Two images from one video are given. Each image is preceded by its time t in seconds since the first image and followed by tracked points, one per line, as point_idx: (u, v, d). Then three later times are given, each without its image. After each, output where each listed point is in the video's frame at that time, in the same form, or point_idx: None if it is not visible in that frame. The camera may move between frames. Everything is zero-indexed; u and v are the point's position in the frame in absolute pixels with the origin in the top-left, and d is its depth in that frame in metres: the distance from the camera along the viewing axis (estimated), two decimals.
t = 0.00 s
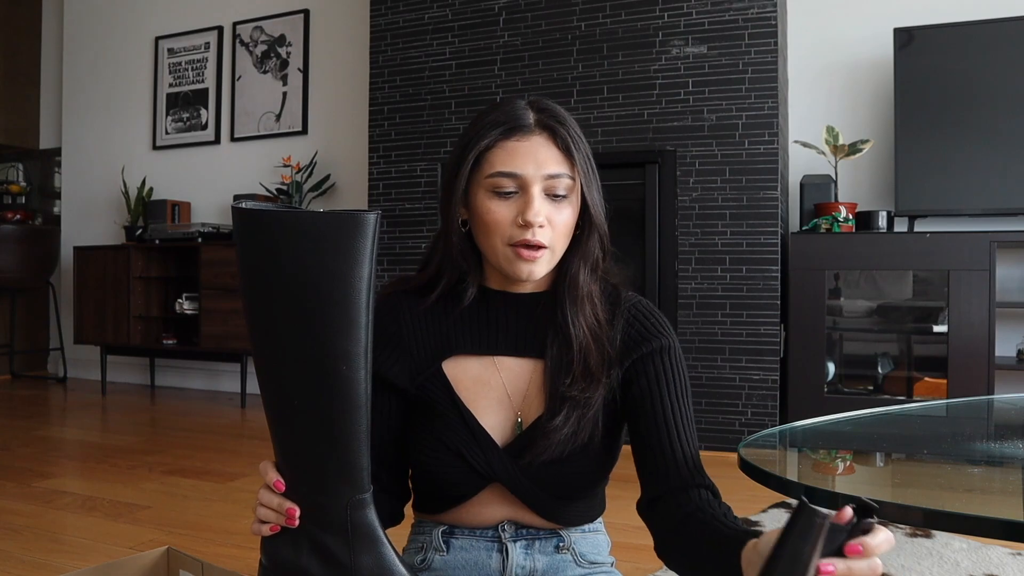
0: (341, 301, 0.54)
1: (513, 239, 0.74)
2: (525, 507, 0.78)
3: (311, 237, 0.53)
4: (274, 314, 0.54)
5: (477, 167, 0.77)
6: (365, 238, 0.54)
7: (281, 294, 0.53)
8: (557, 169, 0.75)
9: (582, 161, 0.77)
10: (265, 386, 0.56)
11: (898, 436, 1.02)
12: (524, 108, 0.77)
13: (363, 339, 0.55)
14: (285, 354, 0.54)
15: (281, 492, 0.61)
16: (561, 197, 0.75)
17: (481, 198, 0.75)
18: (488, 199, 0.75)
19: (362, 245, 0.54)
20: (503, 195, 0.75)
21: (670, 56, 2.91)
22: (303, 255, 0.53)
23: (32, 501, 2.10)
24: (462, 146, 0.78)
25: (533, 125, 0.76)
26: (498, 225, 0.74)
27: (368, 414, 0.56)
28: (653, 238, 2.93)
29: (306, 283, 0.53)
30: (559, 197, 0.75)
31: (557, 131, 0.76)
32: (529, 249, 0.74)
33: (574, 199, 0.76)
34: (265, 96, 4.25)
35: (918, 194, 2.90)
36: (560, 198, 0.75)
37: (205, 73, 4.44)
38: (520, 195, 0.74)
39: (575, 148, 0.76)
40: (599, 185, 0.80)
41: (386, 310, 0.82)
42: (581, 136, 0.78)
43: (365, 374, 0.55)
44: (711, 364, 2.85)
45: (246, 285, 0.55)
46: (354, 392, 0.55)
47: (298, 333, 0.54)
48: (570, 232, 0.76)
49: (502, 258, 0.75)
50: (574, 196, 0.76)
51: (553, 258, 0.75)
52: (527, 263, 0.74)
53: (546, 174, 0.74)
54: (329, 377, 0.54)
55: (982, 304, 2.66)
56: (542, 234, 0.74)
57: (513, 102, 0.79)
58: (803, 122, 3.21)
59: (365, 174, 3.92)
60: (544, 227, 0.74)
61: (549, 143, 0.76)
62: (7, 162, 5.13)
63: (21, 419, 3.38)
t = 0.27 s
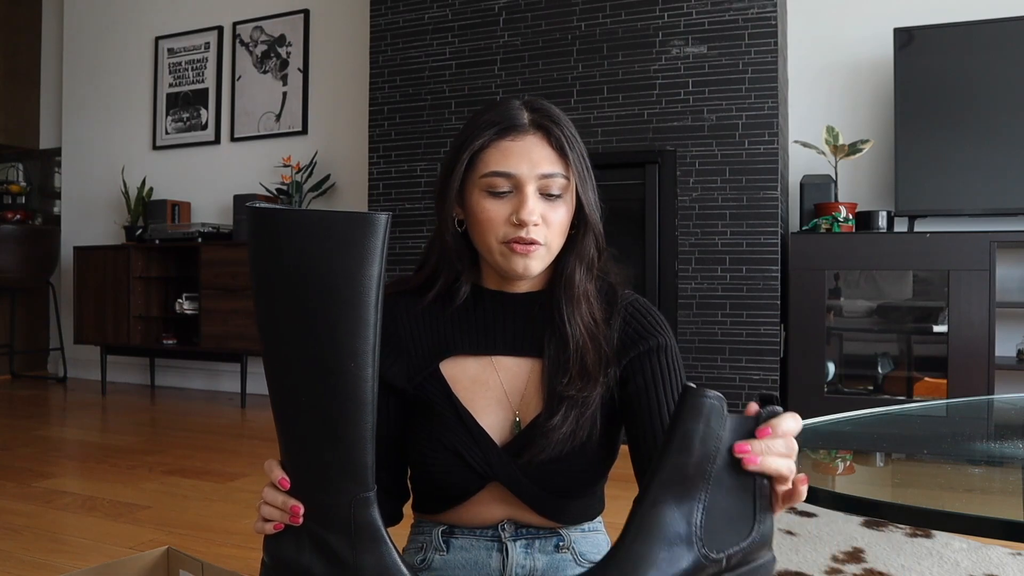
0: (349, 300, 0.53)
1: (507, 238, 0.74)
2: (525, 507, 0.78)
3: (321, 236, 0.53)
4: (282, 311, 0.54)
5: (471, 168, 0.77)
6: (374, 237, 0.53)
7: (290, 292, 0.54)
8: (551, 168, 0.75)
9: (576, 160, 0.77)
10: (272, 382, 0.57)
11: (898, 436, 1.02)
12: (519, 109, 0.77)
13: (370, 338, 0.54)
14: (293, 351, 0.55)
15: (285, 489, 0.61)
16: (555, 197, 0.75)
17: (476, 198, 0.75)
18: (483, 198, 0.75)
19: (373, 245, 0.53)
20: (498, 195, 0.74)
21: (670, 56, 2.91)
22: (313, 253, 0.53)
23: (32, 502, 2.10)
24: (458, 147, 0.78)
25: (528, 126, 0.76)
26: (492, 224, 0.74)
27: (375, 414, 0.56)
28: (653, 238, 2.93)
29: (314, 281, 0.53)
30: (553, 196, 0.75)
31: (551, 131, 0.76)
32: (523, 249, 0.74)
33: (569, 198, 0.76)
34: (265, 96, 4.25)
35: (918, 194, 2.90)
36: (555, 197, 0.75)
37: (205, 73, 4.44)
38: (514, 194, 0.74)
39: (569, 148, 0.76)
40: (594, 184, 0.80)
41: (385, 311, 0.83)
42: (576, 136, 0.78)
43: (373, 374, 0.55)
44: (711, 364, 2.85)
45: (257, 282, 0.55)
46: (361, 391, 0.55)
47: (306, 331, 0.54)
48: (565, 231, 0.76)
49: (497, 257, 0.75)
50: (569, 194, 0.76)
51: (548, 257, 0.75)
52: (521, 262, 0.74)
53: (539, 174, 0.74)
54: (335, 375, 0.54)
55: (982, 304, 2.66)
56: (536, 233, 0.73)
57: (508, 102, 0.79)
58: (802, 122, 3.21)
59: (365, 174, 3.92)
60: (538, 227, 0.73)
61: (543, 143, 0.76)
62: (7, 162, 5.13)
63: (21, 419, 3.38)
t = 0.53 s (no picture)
0: (350, 301, 0.53)
1: (503, 239, 0.74)
2: (526, 505, 0.78)
3: (324, 237, 0.53)
4: (286, 312, 0.54)
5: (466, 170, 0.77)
6: (375, 239, 0.54)
7: (293, 292, 0.53)
8: (545, 169, 0.75)
9: (570, 160, 0.77)
10: (274, 383, 0.56)
11: (898, 436, 1.02)
12: (512, 110, 0.77)
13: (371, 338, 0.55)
14: (294, 353, 0.54)
15: (286, 489, 0.61)
16: (550, 198, 0.75)
17: (471, 199, 0.75)
18: (478, 200, 0.75)
19: (373, 246, 0.54)
20: (493, 196, 0.74)
21: (670, 56, 2.91)
22: (316, 255, 0.53)
23: (32, 502, 2.11)
24: (452, 149, 0.78)
25: (521, 127, 0.76)
26: (487, 226, 0.74)
27: (375, 413, 0.56)
28: (653, 238, 2.93)
29: (318, 282, 0.53)
30: (548, 197, 0.75)
31: (545, 132, 0.76)
32: (519, 249, 0.74)
33: (564, 198, 0.76)
34: (265, 96, 4.25)
35: (918, 194, 2.90)
36: (550, 198, 0.75)
37: (205, 73, 4.44)
38: (509, 196, 0.74)
39: (563, 148, 0.76)
40: (589, 183, 0.80)
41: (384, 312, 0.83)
42: (570, 136, 0.78)
43: (374, 373, 0.55)
44: (711, 364, 2.85)
45: (260, 283, 0.55)
46: (362, 390, 0.55)
47: (305, 332, 0.54)
48: (561, 231, 0.76)
49: (493, 258, 0.75)
50: (564, 194, 0.76)
51: (544, 257, 0.75)
52: (517, 263, 0.74)
53: (534, 175, 0.74)
54: (337, 376, 0.54)
55: (982, 304, 2.66)
56: (532, 234, 0.73)
57: (502, 103, 0.79)
58: (802, 122, 3.21)
59: (365, 174, 3.92)
60: (534, 227, 0.73)
61: (538, 144, 0.76)
62: (8, 162, 5.13)
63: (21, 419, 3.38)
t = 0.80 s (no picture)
0: (353, 299, 0.53)
1: (503, 236, 0.74)
2: (526, 505, 0.78)
3: (328, 236, 0.53)
4: (290, 311, 0.54)
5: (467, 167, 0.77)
6: (378, 238, 0.54)
7: (297, 291, 0.53)
8: (546, 166, 0.74)
9: (571, 158, 0.77)
10: (276, 381, 0.56)
11: (898, 436, 1.02)
12: (513, 109, 0.78)
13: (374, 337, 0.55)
14: (297, 352, 0.54)
15: (287, 489, 0.60)
16: (551, 194, 0.74)
17: (471, 196, 0.75)
18: (479, 197, 0.74)
19: (375, 245, 0.54)
20: (494, 193, 0.74)
21: (670, 56, 2.91)
22: (320, 253, 0.53)
23: (32, 502, 2.11)
24: (452, 148, 0.78)
25: (522, 125, 0.76)
26: (487, 222, 0.74)
27: (377, 412, 0.57)
28: (653, 238, 2.93)
29: (321, 280, 0.53)
30: (549, 194, 0.74)
31: (546, 130, 0.76)
32: (520, 245, 0.73)
33: (565, 196, 0.76)
34: (265, 96, 4.25)
35: (918, 194, 2.90)
36: (551, 195, 0.75)
37: (205, 73, 4.44)
38: (510, 192, 0.74)
39: (564, 146, 0.76)
40: (590, 182, 0.80)
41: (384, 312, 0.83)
42: (571, 135, 0.78)
43: (376, 373, 0.55)
44: (710, 364, 2.85)
45: (262, 282, 0.55)
46: (364, 390, 0.55)
47: (307, 332, 0.54)
48: (562, 229, 0.76)
49: (494, 255, 0.74)
50: (565, 192, 0.76)
51: (544, 254, 0.75)
52: (518, 260, 0.73)
53: (534, 172, 0.74)
54: (341, 376, 0.54)
55: (982, 304, 2.66)
56: (532, 230, 0.73)
57: (503, 102, 0.79)
58: (802, 122, 3.21)
59: (365, 174, 3.92)
60: (535, 224, 0.73)
61: (539, 141, 0.76)
62: (8, 162, 5.13)
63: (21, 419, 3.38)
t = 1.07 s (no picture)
0: (352, 298, 0.54)
1: (500, 233, 0.74)
2: (525, 505, 0.78)
3: (328, 236, 0.53)
4: (292, 311, 0.54)
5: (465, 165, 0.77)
6: (379, 238, 0.54)
7: (297, 292, 0.53)
8: (544, 164, 0.75)
9: (570, 156, 0.77)
10: (276, 382, 0.56)
11: (898, 436, 1.02)
12: (511, 107, 0.78)
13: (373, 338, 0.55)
14: (299, 352, 0.54)
15: (287, 488, 0.60)
16: (548, 192, 0.75)
17: (469, 194, 0.75)
18: (476, 194, 0.75)
19: (375, 245, 0.54)
20: (491, 190, 0.75)
21: (670, 56, 2.91)
22: (320, 253, 0.53)
23: (32, 501, 2.10)
24: (450, 145, 0.78)
25: (520, 122, 0.77)
26: (484, 219, 0.74)
27: (376, 412, 0.57)
28: (653, 238, 2.93)
29: (320, 280, 0.53)
30: (546, 192, 0.75)
31: (544, 127, 0.77)
32: (517, 243, 0.74)
33: (562, 194, 0.76)
34: (265, 96, 4.25)
35: (918, 194, 2.90)
36: (548, 193, 0.75)
37: (205, 73, 4.44)
38: (507, 190, 0.74)
39: (562, 144, 0.77)
40: (589, 182, 0.80)
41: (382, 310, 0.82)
42: (570, 133, 0.78)
43: (375, 373, 0.56)
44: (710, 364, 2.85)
45: (262, 283, 0.55)
46: (363, 390, 0.55)
47: (307, 332, 0.54)
48: (559, 226, 0.76)
49: (490, 253, 0.75)
50: (563, 190, 0.76)
51: (541, 253, 0.75)
52: (514, 258, 0.74)
53: (531, 169, 0.74)
54: (341, 376, 0.54)
55: (982, 303, 2.66)
56: (528, 227, 0.73)
57: (502, 101, 0.79)
58: (802, 122, 3.21)
59: (365, 174, 3.92)
60: (531, 221, 0.73)
61: (537, 139, 0.76)
62: (8, 162, 5.13)
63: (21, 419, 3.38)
